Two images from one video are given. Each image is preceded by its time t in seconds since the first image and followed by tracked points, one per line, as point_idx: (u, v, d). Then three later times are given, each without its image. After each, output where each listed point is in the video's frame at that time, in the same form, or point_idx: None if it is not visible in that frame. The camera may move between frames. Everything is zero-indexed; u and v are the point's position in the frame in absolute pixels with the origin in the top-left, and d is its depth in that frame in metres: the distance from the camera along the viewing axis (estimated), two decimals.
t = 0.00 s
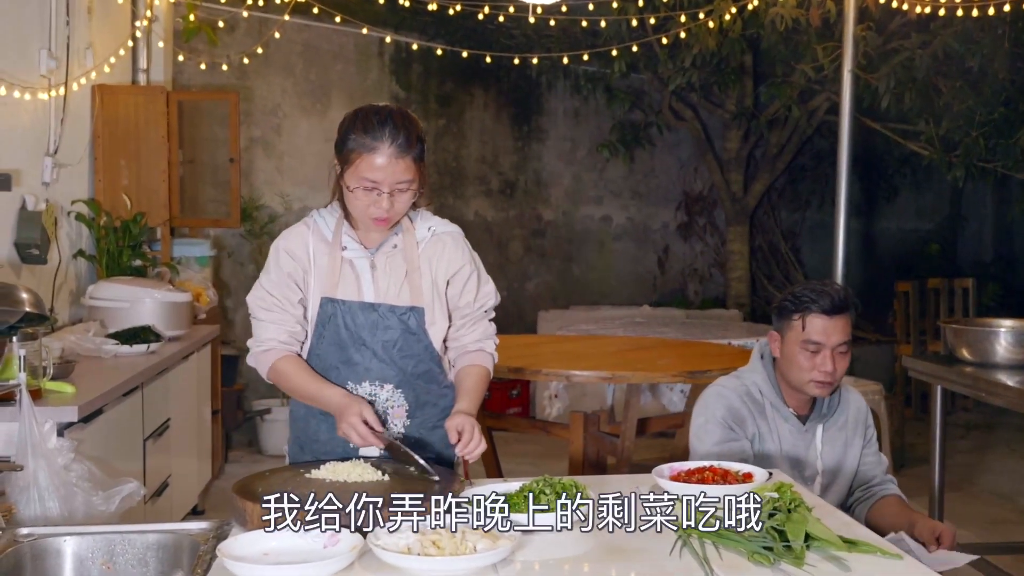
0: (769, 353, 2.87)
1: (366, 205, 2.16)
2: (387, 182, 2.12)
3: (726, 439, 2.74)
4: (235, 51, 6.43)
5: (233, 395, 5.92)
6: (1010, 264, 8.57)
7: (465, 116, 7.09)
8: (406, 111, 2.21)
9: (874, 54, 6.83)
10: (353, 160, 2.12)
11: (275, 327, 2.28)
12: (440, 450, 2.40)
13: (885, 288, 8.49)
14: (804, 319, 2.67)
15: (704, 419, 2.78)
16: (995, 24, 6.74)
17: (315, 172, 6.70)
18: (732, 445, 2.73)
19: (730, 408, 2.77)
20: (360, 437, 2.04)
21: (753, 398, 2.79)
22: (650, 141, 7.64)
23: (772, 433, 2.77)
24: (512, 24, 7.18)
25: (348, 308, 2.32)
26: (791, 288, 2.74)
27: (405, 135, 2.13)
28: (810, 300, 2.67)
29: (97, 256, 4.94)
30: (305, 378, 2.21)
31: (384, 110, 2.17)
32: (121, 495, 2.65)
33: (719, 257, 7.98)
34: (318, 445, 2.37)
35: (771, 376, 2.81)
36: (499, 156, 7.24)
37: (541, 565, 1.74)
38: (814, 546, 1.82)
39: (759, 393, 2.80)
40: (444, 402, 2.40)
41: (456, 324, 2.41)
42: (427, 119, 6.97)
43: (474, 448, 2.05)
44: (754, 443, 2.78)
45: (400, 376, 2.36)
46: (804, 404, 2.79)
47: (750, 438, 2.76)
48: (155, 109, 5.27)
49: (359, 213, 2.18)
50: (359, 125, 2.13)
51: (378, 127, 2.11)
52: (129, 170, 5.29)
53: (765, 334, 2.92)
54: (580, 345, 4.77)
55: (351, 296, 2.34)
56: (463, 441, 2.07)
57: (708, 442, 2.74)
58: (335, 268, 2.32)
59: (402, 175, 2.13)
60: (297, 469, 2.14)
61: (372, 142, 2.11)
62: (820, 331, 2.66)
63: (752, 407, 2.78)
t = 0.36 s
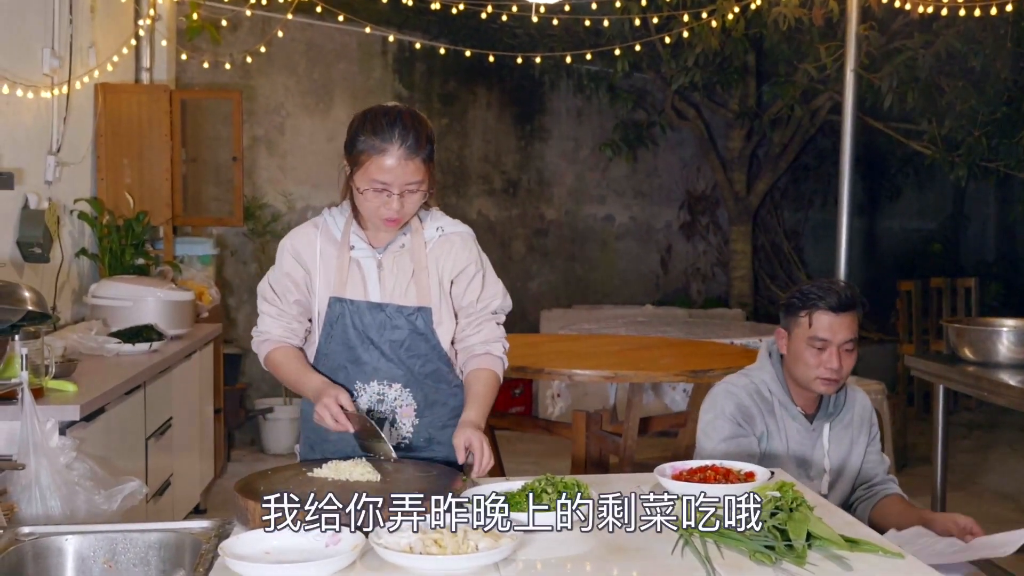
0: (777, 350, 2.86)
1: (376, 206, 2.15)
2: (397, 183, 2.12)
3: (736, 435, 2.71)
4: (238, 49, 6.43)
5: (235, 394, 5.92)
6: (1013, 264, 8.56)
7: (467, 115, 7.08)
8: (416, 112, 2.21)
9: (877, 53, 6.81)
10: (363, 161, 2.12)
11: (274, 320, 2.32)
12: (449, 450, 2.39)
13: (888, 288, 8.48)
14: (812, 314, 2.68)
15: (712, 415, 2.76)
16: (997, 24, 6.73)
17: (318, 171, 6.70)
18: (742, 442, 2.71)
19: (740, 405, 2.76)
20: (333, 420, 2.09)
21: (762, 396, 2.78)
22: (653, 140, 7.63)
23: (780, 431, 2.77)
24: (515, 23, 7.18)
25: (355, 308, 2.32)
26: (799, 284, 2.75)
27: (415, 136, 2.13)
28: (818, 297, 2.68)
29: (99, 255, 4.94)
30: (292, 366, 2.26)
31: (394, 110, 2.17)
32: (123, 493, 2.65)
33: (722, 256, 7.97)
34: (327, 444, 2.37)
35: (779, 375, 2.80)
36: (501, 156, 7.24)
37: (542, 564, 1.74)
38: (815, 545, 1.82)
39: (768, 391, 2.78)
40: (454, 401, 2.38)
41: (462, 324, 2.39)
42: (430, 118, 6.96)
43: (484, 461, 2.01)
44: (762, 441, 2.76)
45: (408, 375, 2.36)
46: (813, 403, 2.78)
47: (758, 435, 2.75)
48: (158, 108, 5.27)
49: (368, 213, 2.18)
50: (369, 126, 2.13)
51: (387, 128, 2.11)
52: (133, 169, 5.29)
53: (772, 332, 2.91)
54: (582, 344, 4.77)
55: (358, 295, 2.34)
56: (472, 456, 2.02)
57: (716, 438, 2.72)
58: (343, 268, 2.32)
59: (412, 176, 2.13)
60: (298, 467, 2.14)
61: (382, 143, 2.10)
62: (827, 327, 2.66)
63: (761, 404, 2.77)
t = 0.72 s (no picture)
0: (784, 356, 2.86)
1: (377, 207, 2.15)
2: (397, 184, 2.12)
3: (759, 446, 2.68)
4: (238, 50, 6.44)
5: (235, 395, 5.92)
6: (1013, 265, 8.56)
7: (468, 116, 7.08)
8: (416, 113, 2.21)
9: (876, 54, 6.81)
10: (363, 163, 2.12)
11: (277, 321, 2.32)
12: (448, 452, 2.37)
13: (888, 288, 8.48)
14: (823, 316, 2.69)
15: (734, 428, 2.72)
16: (996, 25, 6.73)
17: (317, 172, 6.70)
18: (762, 451, 2.68)
19: (758, 415, 2.73)
20: (327, 416, 2.08)
21: (777, 406, 2.76)
22: (654, 141, 7.63)
23: (793, 441, 2.76)
24: (516, 24, 7.17)
25: (354, 309, 2.32)
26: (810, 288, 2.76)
27: (415, 136, 2.12)
28: (829, 299, 2.69)
29: (99, 256, 4.94)
30: (290, 365, 2.26)
31: (393, 111, 2.17)
32: (122, 495, 2.65)
33: (722, 257, 7.96)
34: (325, 446, 2.37)
35: (791, 383, 2.79)
36: (502, 156, 7.24)
37: (542, 565, 1.74)
38: (815, 546, 1.82)
39: (782, 402, 2.77)
40: (453, 404, 2.38)
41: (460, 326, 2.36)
42: (430, 119, 6.96)
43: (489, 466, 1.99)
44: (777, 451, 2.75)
45: (407, 377, 2.36)
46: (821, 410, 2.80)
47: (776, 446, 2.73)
48: (158, 108, 5.27)
49: (370, 214, 2.18)
50: (368, 128, 2.12)
51: (386, 129, 2.11)
52: (133, 170, 5.29)
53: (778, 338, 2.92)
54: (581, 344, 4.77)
55: (358, 297, 2.34)
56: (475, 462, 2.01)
57: (739, 448, 2.68)
58: (342, 269, 2.32)
59: (412, 176, 2.12)
60: (298, 469, 2.14)
61: (381, 144, 2.10)
62: (839, 329, 2.67)
63: (777, 414, 2.75)
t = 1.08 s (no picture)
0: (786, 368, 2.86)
1: (367, 208, 2.15)
2: (387, 184, 2.11)
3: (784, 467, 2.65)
4: (234, 50, 6.44)
5: (231, 395, 5.92)
6: (1007, 266, 8.58)
7: (463, 117, 7.08)
8: (406, 112, 2.20)
9: (871, 56, 6.82)
10: (352, 163, 2.12)
11: (269, 321, 2.33)
12: (438, 453, 2.37)
13: (883, 289, 8.49)
14: (833, 324, 2.74)
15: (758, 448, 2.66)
16: (990, 27, 6.75)
17: (313, 172, 6.68)
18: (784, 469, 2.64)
19: (776, 432, 2.69)
20: (314, 416, 2.08)
21: (790, 421, 2.75)
22: (649, 142, 7.63)
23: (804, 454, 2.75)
24: (512, 25, 7.15)
25: (344, 310, 2.32)
26: (817, 298, 2.83)
27: (403, 135, 2.12)
28: (836, 308, 2.75)
29: (93, 256, 4.93)
30: (281, 364, 2.27)
31: (382, 111, 2.16)
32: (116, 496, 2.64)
33: (717, 258, 7.96)
34: (315, 446, 2.37)
35: (797, 395, 2.79)
36: (497, 157, 7.24)
37: (538, 565, 1.74)
38: (808, 546, 1.82)
39: (793, 414, 2.76)
40: (444, 406, 2.38)
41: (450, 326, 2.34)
42: (426, 119, 6.96)
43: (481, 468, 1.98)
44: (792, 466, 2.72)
45: (398, 379, 2.35)
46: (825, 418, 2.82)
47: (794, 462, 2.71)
48: (153, 109, 5.27)
49: (361, 215, 2.18)
50: (356, 128, 2.12)
51: (375, 128, 2.11)
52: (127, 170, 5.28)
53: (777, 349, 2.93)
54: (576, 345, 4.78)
55: (348, 298, 2.34)
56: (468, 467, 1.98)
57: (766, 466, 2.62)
58: (333, 270, 2.32)
59: (402, 176, 2.12)
60: (294, 469, 2.13)
61: (369, 144, 2.10)
62: (847, 338, 2.73)
63: (791, 429, 2.73)
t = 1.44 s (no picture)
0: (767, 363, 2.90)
1: (357, 206, 2.16)
2: (376, 182, 2.12)
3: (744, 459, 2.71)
4: (225, 51, 6.44)
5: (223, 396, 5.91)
6: (998, 267, 8.62)
7: (455, 117, 7.09)
8: (395, 110, 2.21)
9: (862, 57, 6.84)
10: (341, 162, 2.12)
11: (262, 318, 2.37)
12: (425, 455, 2.37)
13: (874, 290, 8.52)
14: (809, 316, 2.77)
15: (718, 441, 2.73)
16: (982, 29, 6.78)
17: (305, 173, 6.68)
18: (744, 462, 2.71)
19: (740, 425, 2.76)
20: (303, 410, 2.10)
21: (759, 413, 2.80)
22: (641, 143, 7.65)
23: (776, 447, 2.80)
24: (504, 26, 7.16)
25: (334, 310, 2.32)
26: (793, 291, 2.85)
27: (392, 134, 2.12)
28: (813, 300, 2.77)
29: (85, 257, 4.92)
30: (272, 362, 2.30)
31: (371, 110, 2.16)
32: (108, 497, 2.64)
33: (709, 258, 7.98)
34: (303, 446, 2.37)
35: (773, 389, 2.83)
36: (490, 158, 7.25)
37: (531, 566, 1.75)
38: (800, 547, 1.83)
39: (764, 407, 2.81)
40: (432, 409, 2.37)
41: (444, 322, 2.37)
42: (418, 120, 6.97)
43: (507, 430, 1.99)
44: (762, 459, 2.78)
45: (386, 380, 2.35)
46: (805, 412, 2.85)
47: (760, 456, 2.76)
48: (145, 110, 5.27)
49: (351, 214, 2.19)
50: (345, 127, 2.12)
51: (362, 127, 2.11)
52: (119, 170, 5.28)
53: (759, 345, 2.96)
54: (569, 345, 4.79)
55: (339, 298, 2.34)
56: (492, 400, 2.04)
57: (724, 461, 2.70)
58: (324, 270, 2.33)
59: (391, 174, 2.12)
60: (286, 470, 2.14)
61: (359, 143, 2.10)
62: (822, 329, 2.75)
63: (759, 422, 2.78)
